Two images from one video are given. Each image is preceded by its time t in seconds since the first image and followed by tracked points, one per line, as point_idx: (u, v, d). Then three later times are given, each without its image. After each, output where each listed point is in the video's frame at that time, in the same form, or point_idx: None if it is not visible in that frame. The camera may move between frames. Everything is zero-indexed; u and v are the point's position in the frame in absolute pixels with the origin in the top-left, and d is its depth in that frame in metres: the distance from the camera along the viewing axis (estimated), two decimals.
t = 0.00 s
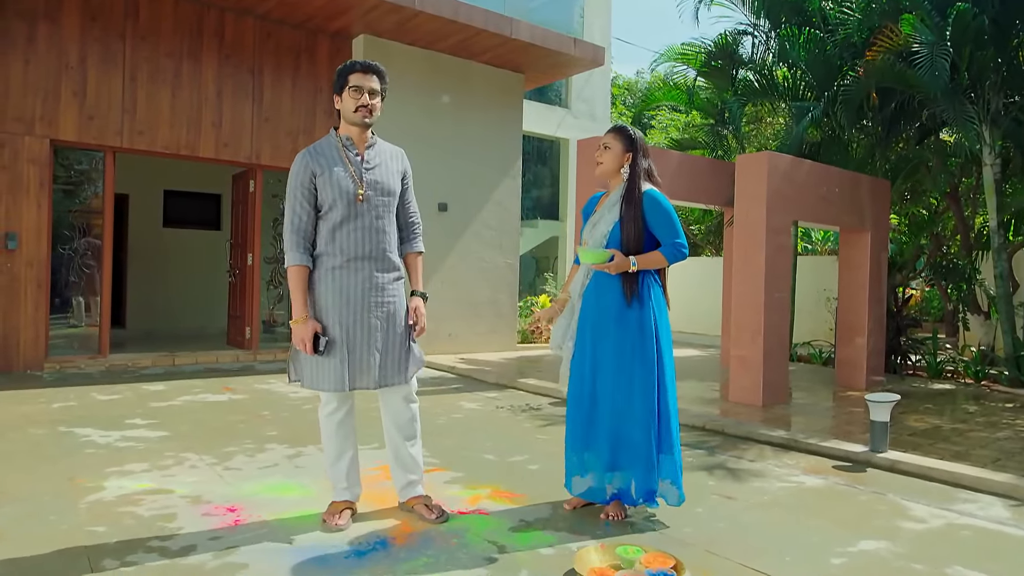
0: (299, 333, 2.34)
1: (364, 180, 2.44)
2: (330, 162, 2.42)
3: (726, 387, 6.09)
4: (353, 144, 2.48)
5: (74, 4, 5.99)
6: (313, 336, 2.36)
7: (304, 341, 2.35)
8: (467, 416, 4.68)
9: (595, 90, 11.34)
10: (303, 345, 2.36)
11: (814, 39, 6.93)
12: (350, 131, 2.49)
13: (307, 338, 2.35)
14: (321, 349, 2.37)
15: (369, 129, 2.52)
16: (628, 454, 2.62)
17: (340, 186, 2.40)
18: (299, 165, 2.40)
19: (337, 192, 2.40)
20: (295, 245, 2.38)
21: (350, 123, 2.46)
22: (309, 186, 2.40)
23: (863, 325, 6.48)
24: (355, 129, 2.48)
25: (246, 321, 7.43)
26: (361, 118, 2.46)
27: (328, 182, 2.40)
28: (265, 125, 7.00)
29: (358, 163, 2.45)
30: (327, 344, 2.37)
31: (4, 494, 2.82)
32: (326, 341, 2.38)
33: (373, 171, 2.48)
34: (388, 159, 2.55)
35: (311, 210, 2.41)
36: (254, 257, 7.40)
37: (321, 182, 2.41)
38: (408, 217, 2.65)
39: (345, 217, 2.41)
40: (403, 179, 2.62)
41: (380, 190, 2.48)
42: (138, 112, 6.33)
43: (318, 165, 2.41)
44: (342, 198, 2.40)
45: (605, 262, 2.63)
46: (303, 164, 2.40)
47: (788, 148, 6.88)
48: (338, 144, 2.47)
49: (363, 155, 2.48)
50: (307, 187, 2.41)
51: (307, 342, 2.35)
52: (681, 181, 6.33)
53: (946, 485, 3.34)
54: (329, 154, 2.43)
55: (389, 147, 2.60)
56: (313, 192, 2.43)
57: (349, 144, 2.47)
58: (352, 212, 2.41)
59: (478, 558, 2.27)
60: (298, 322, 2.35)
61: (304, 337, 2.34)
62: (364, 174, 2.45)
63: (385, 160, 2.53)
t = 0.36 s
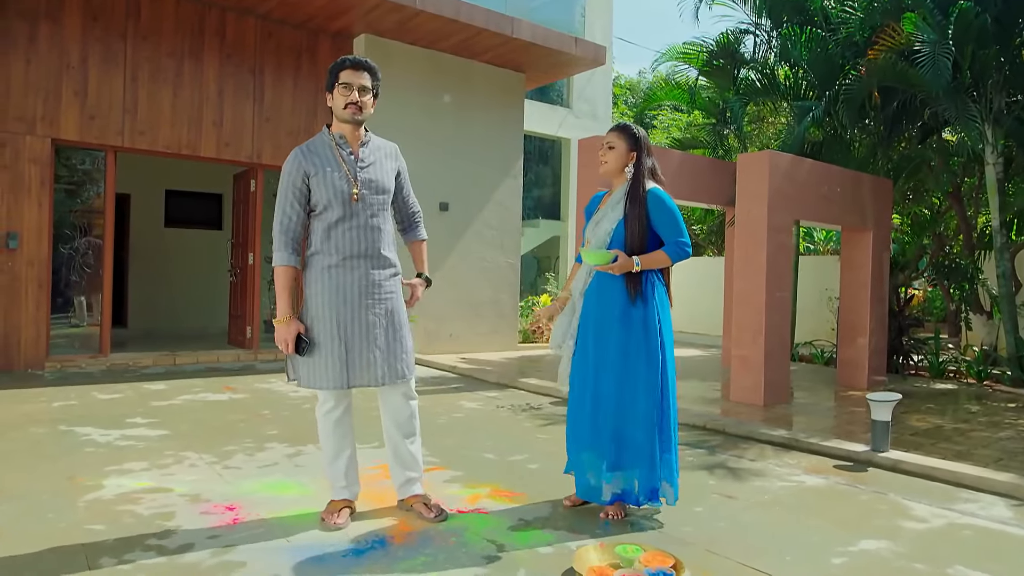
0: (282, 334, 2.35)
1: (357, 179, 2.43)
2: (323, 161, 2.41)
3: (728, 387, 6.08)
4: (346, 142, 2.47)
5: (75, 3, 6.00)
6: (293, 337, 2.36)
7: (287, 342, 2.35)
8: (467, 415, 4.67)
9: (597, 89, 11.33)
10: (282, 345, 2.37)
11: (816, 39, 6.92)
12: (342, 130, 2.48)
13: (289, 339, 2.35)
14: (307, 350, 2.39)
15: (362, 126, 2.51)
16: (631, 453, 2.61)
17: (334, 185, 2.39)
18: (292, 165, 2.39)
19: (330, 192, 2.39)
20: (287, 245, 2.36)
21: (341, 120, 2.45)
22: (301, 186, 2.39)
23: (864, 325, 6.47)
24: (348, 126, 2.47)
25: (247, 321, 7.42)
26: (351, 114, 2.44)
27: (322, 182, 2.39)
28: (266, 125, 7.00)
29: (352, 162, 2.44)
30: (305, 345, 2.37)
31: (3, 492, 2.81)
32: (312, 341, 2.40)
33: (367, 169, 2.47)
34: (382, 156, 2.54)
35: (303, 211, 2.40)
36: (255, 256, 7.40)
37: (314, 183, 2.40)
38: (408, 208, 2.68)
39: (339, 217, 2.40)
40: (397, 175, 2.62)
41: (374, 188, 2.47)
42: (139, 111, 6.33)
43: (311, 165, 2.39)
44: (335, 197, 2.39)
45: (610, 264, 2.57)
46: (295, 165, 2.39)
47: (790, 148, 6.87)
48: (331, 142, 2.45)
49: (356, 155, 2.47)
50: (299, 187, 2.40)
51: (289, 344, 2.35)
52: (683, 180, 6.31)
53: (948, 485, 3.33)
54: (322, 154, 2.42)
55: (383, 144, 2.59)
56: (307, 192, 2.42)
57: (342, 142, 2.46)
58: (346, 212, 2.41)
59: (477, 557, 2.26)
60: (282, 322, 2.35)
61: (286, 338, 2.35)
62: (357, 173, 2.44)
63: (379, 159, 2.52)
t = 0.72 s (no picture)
0: (296, 330, 2.29)
1: (353, 178, 2.43)
2: (318, 161, 2.42)
3: (728, 387, 6.07)
4: (339, 141, 2.47)
5: (75, 3, 6.00)
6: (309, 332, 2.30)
7: (303, 338, 2.30)
8: (467, 416, 4.66)
9: (597, 90, 11.33)
10: (302, 343, 2.30)
11: (816, 39, 6.94)
12: (334, 129, 2.48)
13: (306, 335, 2.29)
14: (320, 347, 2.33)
15: (353, 125, 2.51)
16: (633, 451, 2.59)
17: (329, 184, 2.40)
18: (287, 164, 2.39)
19: (326, 190, 2.39)
20: (286, 243, 2.35)
21: (331, 120, 2.45)
22: (297, 185, 2.39)
23: (865, 325, 6.45)
24: (340, 126, 2.47)
25: (248, 321, 7.43)
26: (341, 114, 2.45)
27: (316, 182, 2.40)
28: (267, 126, 7.00)
29: (346, 161, 2.44)
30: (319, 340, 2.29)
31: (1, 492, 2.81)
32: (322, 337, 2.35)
33: (361, 168, 2.46)
34: (376, 155, 2.54)
35: (300, 209, 2.40)
36: (255, 256, 7.40)
37: (310, 181, 2.40)
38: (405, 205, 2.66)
39: (336, 216, 2.40)
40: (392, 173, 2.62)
41: (370, 187, 2.46)
42: (140, 112, 6.33)
43: (305, 165, 2.40)
44: (331, 196, 2.40)
45: (616, 257, 2.51)
46: (291, 164, 2.39)
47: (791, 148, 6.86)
48: (325, 142, 2.45)
49: (351, 154, 2.47)
50: (295, 186, 2.39)
51: (303, 340, 2.29)
52: (683, 180, 6.31)
53: (949, 485, 3.31)
54: (316, 153, 2.43)
55: (375, 140, 2.59)
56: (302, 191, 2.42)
57: (335, 141, 2.46)
58: (343, 210, 2.41)
59: (475, 557, 2.25)
60: (294, 319, 2.30)
61: (303, 333, 2.29)
62: (353, 172, 2.44)
63: (374, 157, 2.52)
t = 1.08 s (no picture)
0: (294, 328, 2.27)
1: (353, 177, 2.42)
2: (318, 161, 2.41)
3: (730, 389, 6.05)
4: (341, 142, 2.46)
5: (78, 5, 6.01)
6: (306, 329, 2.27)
7: (299, 335, 2.27)
8: (468, 417, 4.65)
9: (600, 91, 11.34)
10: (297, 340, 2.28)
11: (818, 39, 6.89)
12: (337, 129, 2.47)
13: (303, 332, 2.27)
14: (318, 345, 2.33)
15: (356, 125, 2.51)
16: (630, 452, 2.60)
17: (328, 184, 2.39)
18: (287, 166, 2.40)
19: (325, 190, 2.39)
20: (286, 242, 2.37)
21: (334, 121, 2.45)
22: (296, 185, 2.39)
23: (868, 327, 6.43)
24: (343, 128, 2.47)
25: (250, 322, 7.44)
26: (343, 114, 2.44)
27: (316, 182, 2.39)
28: (269, 127, 7.01)
29: (346, 160, 2.43)
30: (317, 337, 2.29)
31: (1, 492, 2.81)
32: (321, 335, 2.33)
33: (362, 168, 2.45)
34: (378, 155, 2.53)
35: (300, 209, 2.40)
36: (257, 258, 7.41)
37: (310, 182, 2.40)
38: (404, 206, 2.64)
39: (335, 216, 2.40)
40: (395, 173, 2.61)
41: (370, 186, 2.45)
42: (142, 113, 6.34)
43: (305, 165, 2.40)
44: (330, 196, 2.39)
45: (629, 251, 2.51)
46: (291, 164, 2.40)
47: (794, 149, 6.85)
48: (326, 142, 2.45)
49: (352, 154, 2.47)
50: (295, 186, 2.40)
51: (301, 338, 2.27)
52: (685, 182, 6.30)
53: (953, 487, 3.29)
54: (317, 153, 2.42)
55: (377, 141, 2.58)
56: (302, 192, 2.43)
57: (337, 141, 2.45)
58: (342, 210, 2.40)
59: (474, 557, 2.25)
60: (293, 316, 2.28)
61: (300, 330, 2.27)
62: (353, 171, 2.43)
63: (376, 157, 2.51)
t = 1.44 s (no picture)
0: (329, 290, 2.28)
1: (364, 174, 2.43)
2: (331, 157, 2.43)
3: (731, 389, 6.04)
4: (355, 140, 2.48)
5: (79, 4, 6.01)
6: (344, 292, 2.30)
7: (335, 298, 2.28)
8: (468, 416, 4.65)
9: (601, 91, 11.32)
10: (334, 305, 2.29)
11: (820, 38, 6.87)
12: (353, 128, 2.48)
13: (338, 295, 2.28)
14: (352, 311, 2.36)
15: (371, 125, 2.51)
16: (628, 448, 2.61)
17: (338, 179, 2.40)
18: (300, 161, 2.43)
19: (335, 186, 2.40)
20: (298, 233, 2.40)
21: (349, 120, 2.46)
22: (308, 180, 2.42)
23: (870, 326, 6.41)
24: (359, 128, 2.48)
25: (251, 322, 7.45)
26: (359, 114, 2.45)
27: (328, 177, 2.41)
28: (270, 127, 7.01)
29: (359, 157, 2.44)
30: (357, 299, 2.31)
31: None
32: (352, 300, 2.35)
33: (374, 165, 2.46)
34: (392, 153, 2.53)
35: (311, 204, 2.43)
36: (259, 257, 7.42)
37: (321, 177, 2.42)
38: (417, 205, 2.64)
39: (344, 211, 2.41)
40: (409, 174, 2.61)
41: (382, 183, 2.46)
42: (143, 113, 6.34)
43: (319, 161, 2.42)
44: (340, 191, 2.40)
45: (620, 250, 2.51)
46: (304, 159, 2.42)
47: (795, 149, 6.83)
48: (340, 139, 2.46)
49: (366, 151, 2.47)
50: (307, 182, 2.43)
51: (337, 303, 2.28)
52: (686, 181, 6.28)
53: (953, 487, 3.28)
54: (330, 150, 2.44)
55: (392, 141, 2.58)
56: (315, 187, 2.45)
57: (351, 140, 2.46)
58: (352, 206, 2.41)
59: (474, 557, 2.24)
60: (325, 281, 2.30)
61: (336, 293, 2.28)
62: (364, 168, 2.44)
63: (389, 155, 2.51)
